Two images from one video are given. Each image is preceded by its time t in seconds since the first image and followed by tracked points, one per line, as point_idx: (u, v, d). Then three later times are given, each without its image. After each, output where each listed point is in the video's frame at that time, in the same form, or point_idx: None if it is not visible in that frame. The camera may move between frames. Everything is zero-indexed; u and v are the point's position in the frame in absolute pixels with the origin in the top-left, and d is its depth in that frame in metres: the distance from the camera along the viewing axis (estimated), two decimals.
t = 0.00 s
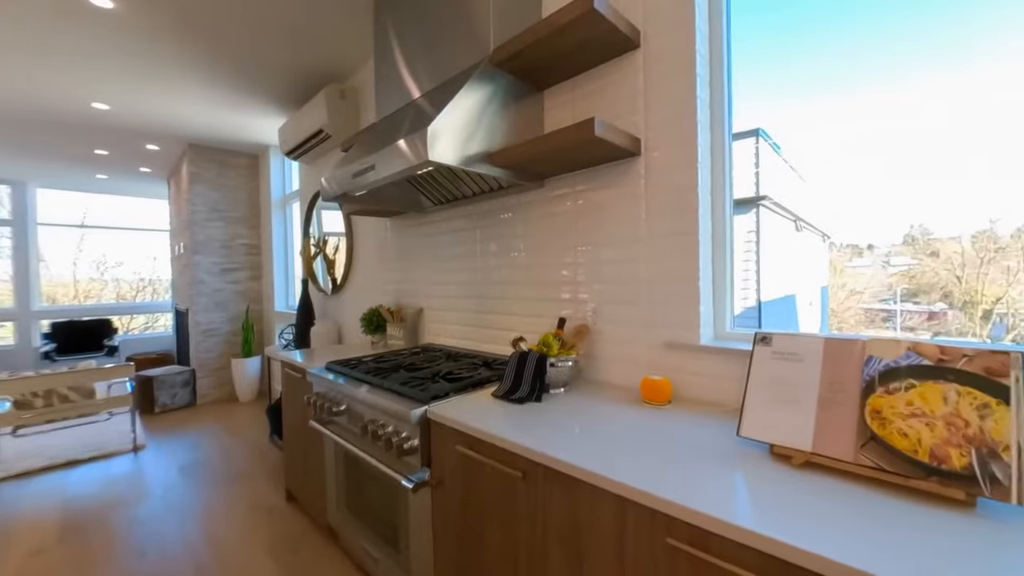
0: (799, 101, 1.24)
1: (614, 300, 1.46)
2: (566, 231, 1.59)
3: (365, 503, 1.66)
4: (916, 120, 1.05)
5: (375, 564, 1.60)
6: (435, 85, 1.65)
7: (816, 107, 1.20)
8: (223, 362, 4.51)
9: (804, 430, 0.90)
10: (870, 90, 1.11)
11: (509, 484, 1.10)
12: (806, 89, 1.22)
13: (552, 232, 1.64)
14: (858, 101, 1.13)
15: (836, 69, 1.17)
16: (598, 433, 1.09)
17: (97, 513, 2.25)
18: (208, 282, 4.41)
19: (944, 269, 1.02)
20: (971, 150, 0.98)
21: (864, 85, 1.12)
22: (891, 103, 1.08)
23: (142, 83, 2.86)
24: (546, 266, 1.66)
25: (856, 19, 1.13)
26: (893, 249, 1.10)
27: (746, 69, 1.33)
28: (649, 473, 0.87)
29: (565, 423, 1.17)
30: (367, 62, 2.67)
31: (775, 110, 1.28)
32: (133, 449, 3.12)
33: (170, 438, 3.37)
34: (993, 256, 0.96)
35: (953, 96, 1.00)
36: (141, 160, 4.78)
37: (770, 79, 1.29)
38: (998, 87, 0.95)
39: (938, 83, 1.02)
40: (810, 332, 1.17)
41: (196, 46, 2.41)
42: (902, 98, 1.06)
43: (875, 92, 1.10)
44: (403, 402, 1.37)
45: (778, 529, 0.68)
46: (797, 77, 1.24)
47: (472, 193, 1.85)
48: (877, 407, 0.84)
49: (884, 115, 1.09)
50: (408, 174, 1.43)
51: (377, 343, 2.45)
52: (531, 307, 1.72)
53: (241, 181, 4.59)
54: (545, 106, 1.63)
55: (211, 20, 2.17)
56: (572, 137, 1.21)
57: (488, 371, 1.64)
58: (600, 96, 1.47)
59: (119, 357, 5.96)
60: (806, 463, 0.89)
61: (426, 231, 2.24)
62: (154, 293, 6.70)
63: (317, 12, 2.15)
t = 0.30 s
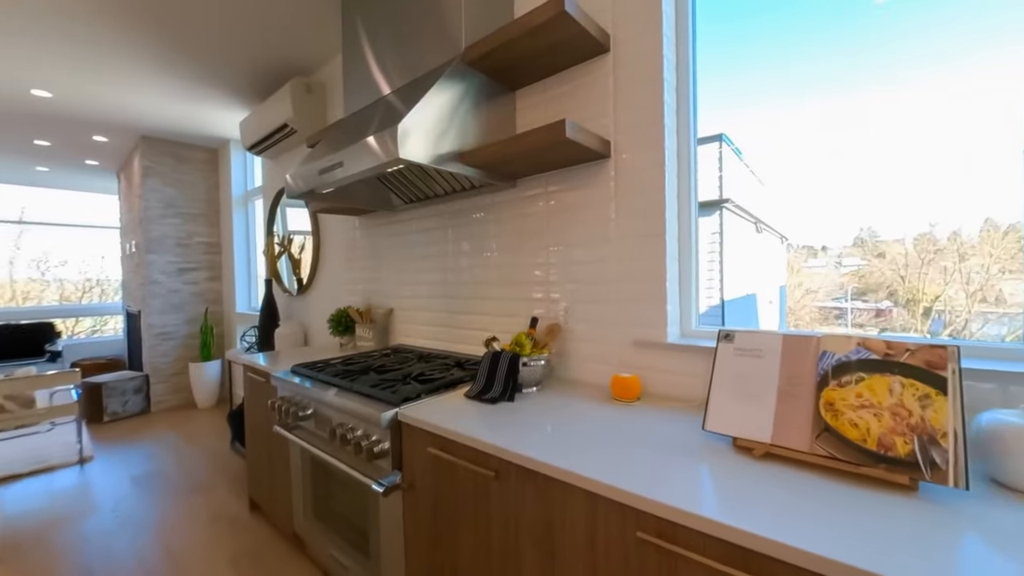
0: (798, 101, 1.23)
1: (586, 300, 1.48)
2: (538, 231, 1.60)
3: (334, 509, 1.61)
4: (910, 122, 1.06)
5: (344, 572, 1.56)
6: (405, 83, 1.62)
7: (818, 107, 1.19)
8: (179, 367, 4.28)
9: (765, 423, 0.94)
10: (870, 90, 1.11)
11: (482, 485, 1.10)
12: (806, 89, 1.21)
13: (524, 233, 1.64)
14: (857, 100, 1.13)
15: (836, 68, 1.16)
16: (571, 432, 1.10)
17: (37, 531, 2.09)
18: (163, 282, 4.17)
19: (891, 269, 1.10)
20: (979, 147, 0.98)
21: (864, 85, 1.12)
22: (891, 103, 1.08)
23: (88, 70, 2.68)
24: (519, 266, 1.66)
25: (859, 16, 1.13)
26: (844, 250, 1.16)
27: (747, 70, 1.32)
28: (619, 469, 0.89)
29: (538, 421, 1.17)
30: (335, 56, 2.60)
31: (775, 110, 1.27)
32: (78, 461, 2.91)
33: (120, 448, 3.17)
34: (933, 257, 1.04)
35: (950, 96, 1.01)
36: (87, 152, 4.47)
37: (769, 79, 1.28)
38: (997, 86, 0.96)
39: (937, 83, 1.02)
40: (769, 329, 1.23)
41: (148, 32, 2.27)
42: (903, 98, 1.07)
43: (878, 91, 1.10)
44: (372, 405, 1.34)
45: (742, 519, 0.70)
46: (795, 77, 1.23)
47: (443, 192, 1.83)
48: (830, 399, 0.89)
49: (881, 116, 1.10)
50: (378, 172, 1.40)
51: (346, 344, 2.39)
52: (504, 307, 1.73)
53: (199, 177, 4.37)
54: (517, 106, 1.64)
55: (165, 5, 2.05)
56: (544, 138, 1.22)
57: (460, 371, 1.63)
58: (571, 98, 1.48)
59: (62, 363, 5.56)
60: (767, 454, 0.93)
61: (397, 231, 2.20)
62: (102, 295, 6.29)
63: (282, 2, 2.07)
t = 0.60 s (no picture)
0: (798, 101, 1.22)
1: (561, 300, 1.50)
2: (514, 231, 1.60)
3: (305, 515, 1.57)
4: (872, 127, 1.11)
5: None
6: (378, 79, 1.59)
7: (806, 110, 1.20)
8: (136, 372, 4.06)
9: (733, 418, 0.97)
10: (871, 89, 1.11)
11: (458, 486, 1.09)
12: (806, 89, 1.20)
13: (500, 233, 1.64)
14: (843, 101, 1.15)
15: (836, 67, 1.16)
16: (546, 430, 1.10)
17: None
18: (119, 283, 3.94)
19: (848, 269, 1.16)
20: (936, 152, 1.04)
21: (864, 84, 1.12)
22: (891, 102, 1.08)
23: (34, 57, 2.51)
24: (494, 266, 1.66)
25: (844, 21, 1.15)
26: (806, 251, 1.22)
27: (753, 69, 1.30)
28: (593, 466, 0.90)
29: (514, 421, 1.17)
30: (306, 50, 2.53)
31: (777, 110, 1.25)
32: (24, 473, 2.72)
33: (71, 458, 2.98)
34: (886, 257, 1.10)
35: (938, 97, 1.03)
36: (34, 144, 4.19)
37: (768, 78, 1.27)
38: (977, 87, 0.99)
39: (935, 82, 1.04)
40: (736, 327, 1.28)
41: (102, 18, 2.15)
42: (903, 97, 1.07)
43: (879, 87, 1.10)
44: (345, 408, 1.31)
45: (711, 511, 0.73)
46: (796, 77, 1.22)
47: (418, 191, 1.81)
48: (793, 394, 0.93)
49: (877, 116, 1.10)
50: (350, 169, 1.37)
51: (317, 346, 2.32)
52: (480, 307, 1.72)
53: (158, 171, 4.16)
54: (493, 106, 1.63)
55: None
56: (520, 138, 1.22)
57: (436, 372, 1.61)
58: (546, 100, 1.49)
59: (6, 369, 5.18)
60: (735, 448, 0.96)
61: (370, 230, 2.16)
62: (52, 296, 5.89)
63: None
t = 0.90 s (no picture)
0: (801, 104, 1.20)
1: (537, 299, 1.50)
2: (490, 231, 1.60)
3: (275, 523, 1.52)
4: (831, 133, 1.16)
5: None
6: (350, 74, 1.56)
7: (779, 116, 1.24)
8: (89, 378, 3.82)
9: (702, 414, 1.00)
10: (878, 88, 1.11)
11: (434, 487, 1.08)
12: (806, 89, 1.20)
13: (476, 232, 1.64)
14: (834, 103, 1.16)
15: (843, 61, 1.15)
16: (523, 429, 1.11)
17: None
18: (70, 283, 3.70)
19: (810, 269, 1.21)
20: (888, 160, 1.10)
21: (871, 84, 1.12)
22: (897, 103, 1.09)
23: None
24: (470, 266, 1.66)
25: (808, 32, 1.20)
26: (770, 252, 1.27)
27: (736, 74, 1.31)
28: (569, 464, 0.91)
29: (489, 421, 1.17)
30: (274, 43, 2.45)
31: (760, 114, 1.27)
32: None
33: (14, 471, 2.78)
34: (844, 258, 1.16)
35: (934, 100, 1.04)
36: None
37: (761, 80, 1.27)
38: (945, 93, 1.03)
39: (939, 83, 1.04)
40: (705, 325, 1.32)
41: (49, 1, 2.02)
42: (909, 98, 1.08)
43: (880, 86, 1.11)
44: (316, 412, 1.27)
45: (683, 505, 0.74)
46: (795, 80, 1.22)
47: (391, 189, 1.77)
48: (759, 389, 0.97)
49: (881, 116, 1.11)
50: (321, 167, 1.34)
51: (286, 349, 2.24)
52: (455, 307, 1.71)
53: (114, 165, 3.93)
54: (468, 106, 1.63)
55: None
56: (496, 137, 1.22)
57: (410, 373, 1.59)
58: (521, 100, 1.50)
59: None
60: (704, 442, 0.99)
61: (342, 229, 2.11)
62: None
63: None
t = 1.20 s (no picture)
0: (792, 105, 1.22)
1: (513, 299, 1.51)
2: (465, 230, 1.59)
3: (242, 532, 1.46)
4: (793, 140, 1.22)
5: None
6: (322, 69, 1.52)
7: (749, 120, 1.28)
8: (36, 384, 3.57)
9: (673, 410, 1.03)
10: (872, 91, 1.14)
11: (408, 490, 1.07)
12: (790, 90, 1.22)
13: (452, 232, 1.62)
14: (818, 105, 1.19)
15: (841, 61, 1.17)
16: (499, 429, 1.11)
17: None
18: (14, 283, 3.45)
19: (774, 269, 1.26)
20: (844, 166, 1.16)
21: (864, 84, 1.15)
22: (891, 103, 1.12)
23: None
24: (446, 266, 1.64)
25: (774, 41, 1.25)
26: (737, 253, 1.31)
27: (708, 80, 1.34)
28: (545, 462, 0.92)
29: (465, 422, 1.17)
30: (240, 33, 2.36)
31: (733, 118, 1.30)
32: None
33: None
34: (805, 258, 1.22)
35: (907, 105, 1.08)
36: None
37: (738, 84, 1.30)
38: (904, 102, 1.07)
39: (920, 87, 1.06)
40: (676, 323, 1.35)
41: None
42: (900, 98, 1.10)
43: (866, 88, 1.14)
44: (286, 416, 1.23)
45: (656, 500, 0.76)
46: (775, 83, 1.24)
47: (364, 188, 1.74)
48: (727, 385, 1.00)
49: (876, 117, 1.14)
50: (290, 163, 1.30)
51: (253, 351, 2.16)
52: (430, 307, 1.69)
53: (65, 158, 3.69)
54: (443, 104, 1.61)
55: None
56: (471, 137, 1.22)
57: (385, 375, 1.56)
58: (497, 100, 1.50)
59: None
60: (675, 438, 1.02)
61: (313, 227, 2.05)
62: None
63: None
